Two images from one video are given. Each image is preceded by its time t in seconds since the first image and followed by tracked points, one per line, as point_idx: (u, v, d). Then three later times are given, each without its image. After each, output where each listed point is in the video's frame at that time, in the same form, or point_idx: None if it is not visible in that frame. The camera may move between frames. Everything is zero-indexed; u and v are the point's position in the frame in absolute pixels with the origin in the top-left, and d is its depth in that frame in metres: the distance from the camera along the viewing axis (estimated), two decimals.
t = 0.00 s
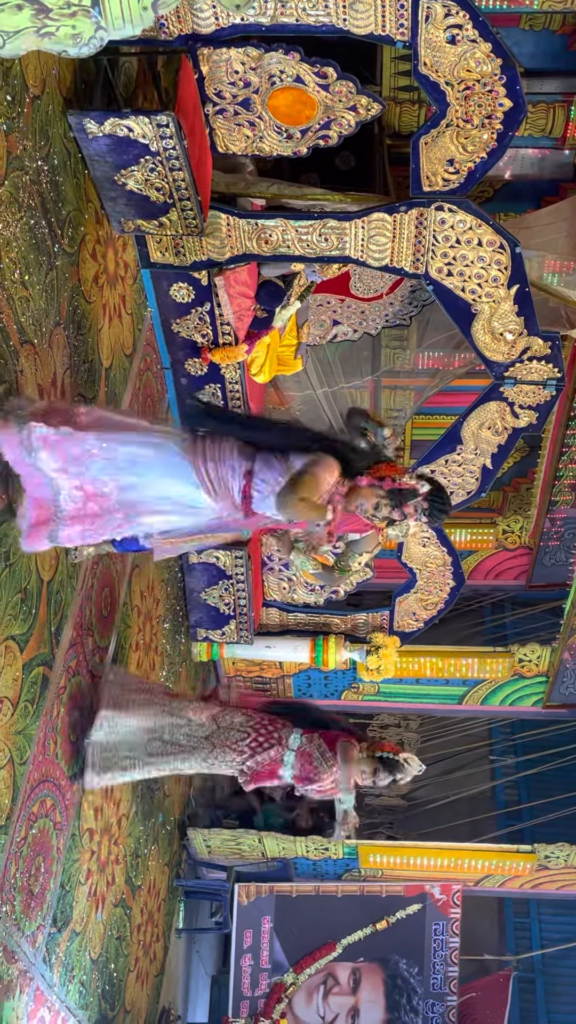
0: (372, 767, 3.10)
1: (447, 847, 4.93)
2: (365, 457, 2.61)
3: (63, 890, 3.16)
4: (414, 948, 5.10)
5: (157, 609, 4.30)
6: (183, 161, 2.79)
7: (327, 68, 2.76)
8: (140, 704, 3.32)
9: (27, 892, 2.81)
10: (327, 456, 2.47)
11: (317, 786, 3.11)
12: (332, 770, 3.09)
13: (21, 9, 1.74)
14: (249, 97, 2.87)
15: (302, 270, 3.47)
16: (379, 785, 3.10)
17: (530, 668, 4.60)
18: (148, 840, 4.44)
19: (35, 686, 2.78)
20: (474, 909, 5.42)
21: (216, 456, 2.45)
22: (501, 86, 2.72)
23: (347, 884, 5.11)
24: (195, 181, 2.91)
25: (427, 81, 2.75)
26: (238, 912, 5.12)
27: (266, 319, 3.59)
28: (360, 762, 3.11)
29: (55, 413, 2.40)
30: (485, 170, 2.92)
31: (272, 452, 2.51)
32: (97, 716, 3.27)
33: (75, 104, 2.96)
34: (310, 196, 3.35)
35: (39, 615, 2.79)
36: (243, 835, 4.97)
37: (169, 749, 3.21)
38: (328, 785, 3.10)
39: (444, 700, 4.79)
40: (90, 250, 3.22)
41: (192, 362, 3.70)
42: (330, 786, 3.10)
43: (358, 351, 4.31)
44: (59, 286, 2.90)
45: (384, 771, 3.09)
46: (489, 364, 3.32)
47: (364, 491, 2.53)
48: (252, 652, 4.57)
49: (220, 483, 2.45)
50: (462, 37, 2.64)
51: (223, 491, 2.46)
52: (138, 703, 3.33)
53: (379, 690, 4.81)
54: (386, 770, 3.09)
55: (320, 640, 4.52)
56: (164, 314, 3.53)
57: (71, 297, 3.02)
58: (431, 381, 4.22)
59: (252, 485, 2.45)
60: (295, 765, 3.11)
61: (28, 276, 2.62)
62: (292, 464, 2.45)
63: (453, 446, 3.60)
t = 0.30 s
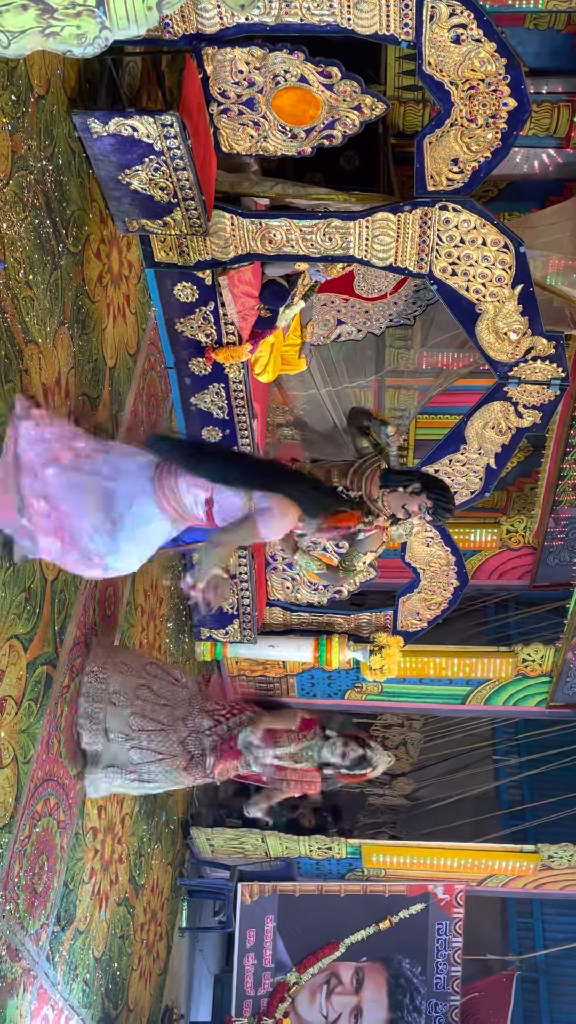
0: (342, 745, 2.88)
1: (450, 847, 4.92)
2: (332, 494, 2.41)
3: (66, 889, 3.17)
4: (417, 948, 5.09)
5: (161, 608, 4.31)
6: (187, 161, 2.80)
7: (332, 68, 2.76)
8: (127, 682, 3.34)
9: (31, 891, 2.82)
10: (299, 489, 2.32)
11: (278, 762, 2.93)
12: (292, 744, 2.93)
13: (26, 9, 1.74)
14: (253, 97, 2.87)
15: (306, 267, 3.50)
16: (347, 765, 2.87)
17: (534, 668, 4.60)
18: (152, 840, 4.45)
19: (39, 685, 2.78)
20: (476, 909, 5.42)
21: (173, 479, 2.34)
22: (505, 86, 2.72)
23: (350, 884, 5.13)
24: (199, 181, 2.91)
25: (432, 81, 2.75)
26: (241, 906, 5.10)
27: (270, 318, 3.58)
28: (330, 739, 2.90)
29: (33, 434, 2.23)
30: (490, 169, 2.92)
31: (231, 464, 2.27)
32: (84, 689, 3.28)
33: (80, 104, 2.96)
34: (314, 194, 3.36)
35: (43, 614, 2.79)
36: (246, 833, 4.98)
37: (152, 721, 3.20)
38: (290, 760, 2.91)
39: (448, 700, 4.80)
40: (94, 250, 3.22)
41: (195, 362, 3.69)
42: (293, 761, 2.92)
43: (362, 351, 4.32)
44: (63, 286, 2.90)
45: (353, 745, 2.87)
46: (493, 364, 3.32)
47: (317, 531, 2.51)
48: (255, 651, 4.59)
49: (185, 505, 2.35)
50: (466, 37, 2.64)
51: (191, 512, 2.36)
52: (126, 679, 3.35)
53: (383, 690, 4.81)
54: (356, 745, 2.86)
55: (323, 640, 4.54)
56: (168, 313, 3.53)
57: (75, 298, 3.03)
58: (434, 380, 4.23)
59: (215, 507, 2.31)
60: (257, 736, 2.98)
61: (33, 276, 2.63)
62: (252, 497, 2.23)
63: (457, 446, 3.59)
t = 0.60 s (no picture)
0: (347, 746, 3.08)
1: (455, 847, 4.92)
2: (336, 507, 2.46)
3: (70, 888, 3.17)
4: (420, 948, 5.09)
5: (164, 607, 4.31)
6: (192, 159, 2.80)
7: (336, 68, 2.77)
8: (130, 698, 3.35)
9: (35, 889, 2.82)
10: (302, 506, 2.47)
11: (284, 761, 3.08)
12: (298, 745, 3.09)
13: (32, 9, 1.74)
14: (258, 97, 2.87)
15: (310, 266, 3.51)
16: (348, 768, 3.06)
17: (538, 668, 4.59)
18: (155, 839, 4.45)
19: (43, 683, 2.79)
20: (479, 907, 5.49)
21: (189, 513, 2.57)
22: (511, 86, 2.71)
23: (354, 884, 5.12)
24: (203, 180, 2.91)
25: (437, 81, 2.74)
26: (245, 905, 5.12)
27: (275, 317, 3.61)
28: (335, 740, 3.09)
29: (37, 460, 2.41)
30: (495, 169, 2.92)
31: (242, 487, 2.46)
32: (90, 696, 3.24)
33: (84, 104, 2.97)
34: (318, 194, 3.36)
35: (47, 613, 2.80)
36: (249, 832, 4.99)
37: (158, 723, 3.21)
38: (296, 760, 3.08)
39: (452, 700, 4.79)
40: (98, 248, 3.22)
41: (200, 360, 3.69)
42: (299, 761, 3.08)
43: (367, 350, 4.29)
44: (68, 284, 2.90)
45: (358, 749, 3.07)
46: (497, 363, 3.31)
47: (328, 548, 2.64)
48: (259, 651, 4.59)
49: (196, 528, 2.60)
50: (471, 37, 2.64)
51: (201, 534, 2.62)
52: (130, 694, 3.40)
53: (387, 689, 4.80)
54: (358, 752, 3.06)
55: (328, 639, 4.53)
56: (173, 312, 3.53)
57: (80, 296, 3.03)
58: (439, 380, 4.19)
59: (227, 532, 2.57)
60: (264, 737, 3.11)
61: (37, 274, 2.63)
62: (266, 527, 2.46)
63: (462, 446, 3.59)
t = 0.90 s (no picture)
0: (355, 753, 2.98)
1: (459, 847, 4.91)
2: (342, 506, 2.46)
3: (74, 886, 3.17)
4: (424, 947, 5.09)
5: (169, 606, 4.32)
6: (197, 159, 2.80)
7: (342, 68, 2.76)
8: (131, 699, 3.38)
9: (39, 888, 2.82)
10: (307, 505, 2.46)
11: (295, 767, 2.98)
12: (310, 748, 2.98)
13: (37, 8, 1.74)
14: (263, 96, 2.87)
15: (315, 266, 3.49)
16: (359, 773, 2.98)
17: (543, 668, 4.59)
18: (159, 838, 4.45)
19: (48, 682, 2.79)
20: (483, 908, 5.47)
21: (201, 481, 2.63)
22: (516, 85, 2.71)
23: (358, 884, 5.12)
24: (208, 179, 2.91)
25: (443, 81, 2.74)
26: (249, 905, 5.11)
27: (279, 317, 3.63)
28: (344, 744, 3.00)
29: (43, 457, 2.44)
30: (500, 169, 2.92)
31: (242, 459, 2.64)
32: (96, 696, 3.26)
33: (90, 103, 2.97)
34: (324, 193, 3.36)
35: (52, 612, 2.80)
36: (253, 832, 4.99)
37: (161, 732, 3.23)
38: (308, 764, 2.97)
39: (456, 700, 4.79)
40: (104, 248, 3.22)
41: (205, 359, 3.68)
42: (310, 764, 2.98)
43: (372, 349, 4.31)
44: (73, 284, 2.91)
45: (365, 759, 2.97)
46: (502, 363, 3.31)
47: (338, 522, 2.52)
48: (263, 651, 4.59)
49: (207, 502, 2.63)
50: (477, 36, 2.64)
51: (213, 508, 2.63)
52: (134, 697, 3.39)
53: (391, 689, 4.80)
54: (369, 760, 2.98)
55: (332, 639, 4.54)
56: (178, 312, 3.53)
57: (85, 295, 3.03)
58: (444, 379, 4.22)
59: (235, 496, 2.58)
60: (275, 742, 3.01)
61: (43, 273, 2.63)
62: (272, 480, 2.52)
63: (466, 445, 3.59)
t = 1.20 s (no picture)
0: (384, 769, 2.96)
1: (463, 847, 4.91)
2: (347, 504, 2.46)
3: (78, 885, 3.18)
4: (428, 948, 5.09)
5: (173, 605, 4.32)
6: (203, 158, 2.80)
7: (347, 67, 2.76)
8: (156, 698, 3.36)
9: (43, 886, 2.83)
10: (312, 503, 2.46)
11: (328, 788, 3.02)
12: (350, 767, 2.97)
13: (43, 8, 1.74)
14: (269, 96, 2.87)
15: (320, 266, 3.49)
16: (388, 782, 2.98)
17: (547, 668, 4.58)
18: (163, 837, 4.46)
19: (52, 681, 2.79)
20: (487, 910, 5.44)
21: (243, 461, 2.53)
22: (522, 85, 2.70)
23: (362, 884, 5.12)
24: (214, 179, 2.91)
25: (449, 81, 2.74)
26: (253, 905, 5.13)
27: (284, 315, 3.61)
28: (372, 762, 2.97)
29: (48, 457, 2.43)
30: (506, 169, 2.91)
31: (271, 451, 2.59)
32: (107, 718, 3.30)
33: (96, 103, 2.97)
34: (329, 193, 3.37)
35: (57, 611, 2.80)
36: (257, 831, 4.99)
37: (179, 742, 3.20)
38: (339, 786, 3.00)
39: (461, 700, 4.78)
40: (109, 248, 3.23)
41: (210, 359, 3.69)
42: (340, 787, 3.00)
43: (377, 348, 4.32)
44: (79, 283, 2.91)
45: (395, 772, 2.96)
46: (508, 363, 3.30)
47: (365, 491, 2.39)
48: (267, 650, 4.59)
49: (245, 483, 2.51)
50: (483, 36, 2.63)
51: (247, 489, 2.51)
52: (156, 694, 3.38)
53: (395, 689, 4.80)
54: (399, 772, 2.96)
55: (336, 639, 4.54)
56: (183, 311, 3.53)
57: (90, 294, 3.03)
58: (448, 379, 4.25)
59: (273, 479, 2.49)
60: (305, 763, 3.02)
61: (48, 273, 2.63)
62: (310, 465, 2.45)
63: (471, 446, 3.58)
